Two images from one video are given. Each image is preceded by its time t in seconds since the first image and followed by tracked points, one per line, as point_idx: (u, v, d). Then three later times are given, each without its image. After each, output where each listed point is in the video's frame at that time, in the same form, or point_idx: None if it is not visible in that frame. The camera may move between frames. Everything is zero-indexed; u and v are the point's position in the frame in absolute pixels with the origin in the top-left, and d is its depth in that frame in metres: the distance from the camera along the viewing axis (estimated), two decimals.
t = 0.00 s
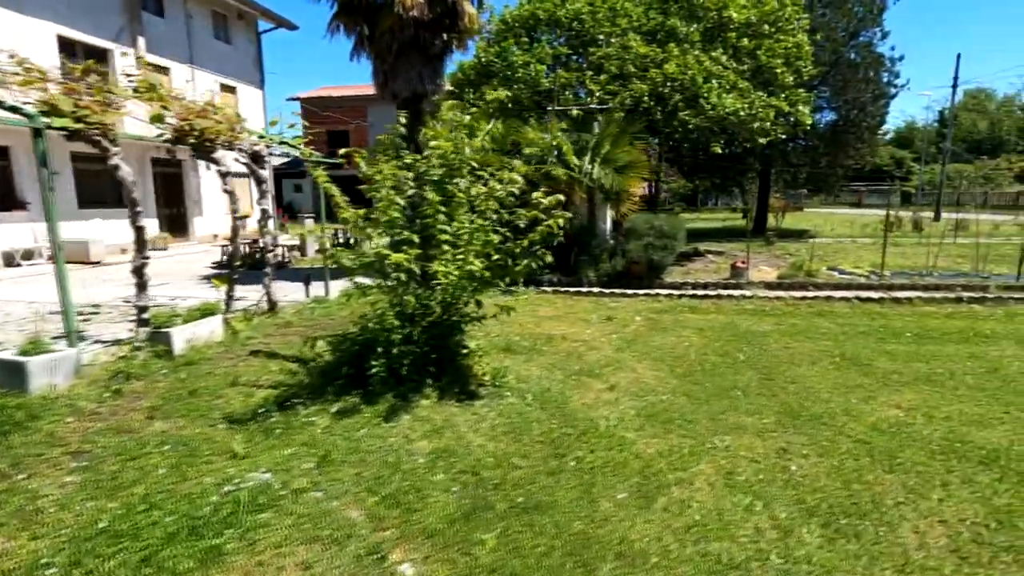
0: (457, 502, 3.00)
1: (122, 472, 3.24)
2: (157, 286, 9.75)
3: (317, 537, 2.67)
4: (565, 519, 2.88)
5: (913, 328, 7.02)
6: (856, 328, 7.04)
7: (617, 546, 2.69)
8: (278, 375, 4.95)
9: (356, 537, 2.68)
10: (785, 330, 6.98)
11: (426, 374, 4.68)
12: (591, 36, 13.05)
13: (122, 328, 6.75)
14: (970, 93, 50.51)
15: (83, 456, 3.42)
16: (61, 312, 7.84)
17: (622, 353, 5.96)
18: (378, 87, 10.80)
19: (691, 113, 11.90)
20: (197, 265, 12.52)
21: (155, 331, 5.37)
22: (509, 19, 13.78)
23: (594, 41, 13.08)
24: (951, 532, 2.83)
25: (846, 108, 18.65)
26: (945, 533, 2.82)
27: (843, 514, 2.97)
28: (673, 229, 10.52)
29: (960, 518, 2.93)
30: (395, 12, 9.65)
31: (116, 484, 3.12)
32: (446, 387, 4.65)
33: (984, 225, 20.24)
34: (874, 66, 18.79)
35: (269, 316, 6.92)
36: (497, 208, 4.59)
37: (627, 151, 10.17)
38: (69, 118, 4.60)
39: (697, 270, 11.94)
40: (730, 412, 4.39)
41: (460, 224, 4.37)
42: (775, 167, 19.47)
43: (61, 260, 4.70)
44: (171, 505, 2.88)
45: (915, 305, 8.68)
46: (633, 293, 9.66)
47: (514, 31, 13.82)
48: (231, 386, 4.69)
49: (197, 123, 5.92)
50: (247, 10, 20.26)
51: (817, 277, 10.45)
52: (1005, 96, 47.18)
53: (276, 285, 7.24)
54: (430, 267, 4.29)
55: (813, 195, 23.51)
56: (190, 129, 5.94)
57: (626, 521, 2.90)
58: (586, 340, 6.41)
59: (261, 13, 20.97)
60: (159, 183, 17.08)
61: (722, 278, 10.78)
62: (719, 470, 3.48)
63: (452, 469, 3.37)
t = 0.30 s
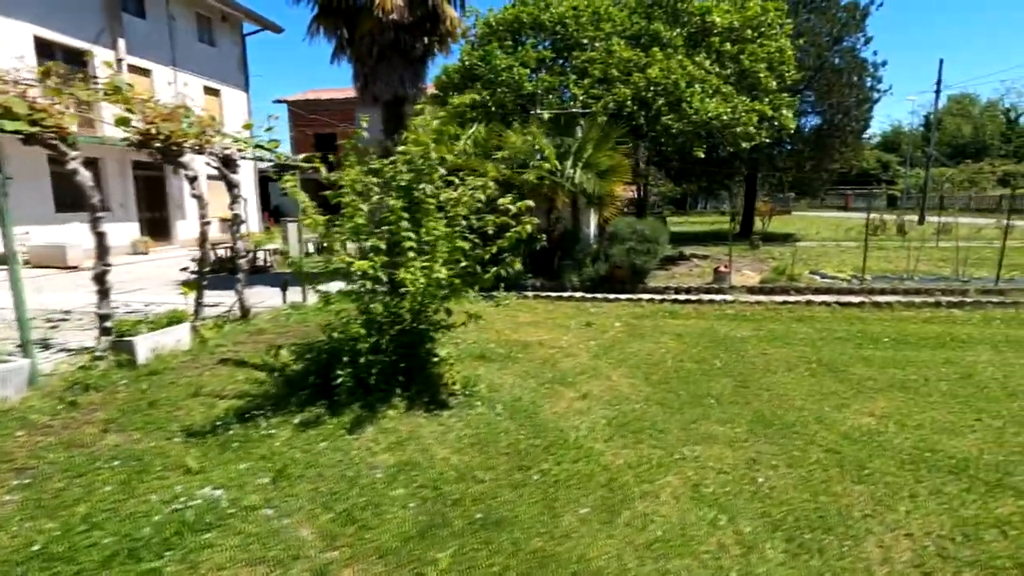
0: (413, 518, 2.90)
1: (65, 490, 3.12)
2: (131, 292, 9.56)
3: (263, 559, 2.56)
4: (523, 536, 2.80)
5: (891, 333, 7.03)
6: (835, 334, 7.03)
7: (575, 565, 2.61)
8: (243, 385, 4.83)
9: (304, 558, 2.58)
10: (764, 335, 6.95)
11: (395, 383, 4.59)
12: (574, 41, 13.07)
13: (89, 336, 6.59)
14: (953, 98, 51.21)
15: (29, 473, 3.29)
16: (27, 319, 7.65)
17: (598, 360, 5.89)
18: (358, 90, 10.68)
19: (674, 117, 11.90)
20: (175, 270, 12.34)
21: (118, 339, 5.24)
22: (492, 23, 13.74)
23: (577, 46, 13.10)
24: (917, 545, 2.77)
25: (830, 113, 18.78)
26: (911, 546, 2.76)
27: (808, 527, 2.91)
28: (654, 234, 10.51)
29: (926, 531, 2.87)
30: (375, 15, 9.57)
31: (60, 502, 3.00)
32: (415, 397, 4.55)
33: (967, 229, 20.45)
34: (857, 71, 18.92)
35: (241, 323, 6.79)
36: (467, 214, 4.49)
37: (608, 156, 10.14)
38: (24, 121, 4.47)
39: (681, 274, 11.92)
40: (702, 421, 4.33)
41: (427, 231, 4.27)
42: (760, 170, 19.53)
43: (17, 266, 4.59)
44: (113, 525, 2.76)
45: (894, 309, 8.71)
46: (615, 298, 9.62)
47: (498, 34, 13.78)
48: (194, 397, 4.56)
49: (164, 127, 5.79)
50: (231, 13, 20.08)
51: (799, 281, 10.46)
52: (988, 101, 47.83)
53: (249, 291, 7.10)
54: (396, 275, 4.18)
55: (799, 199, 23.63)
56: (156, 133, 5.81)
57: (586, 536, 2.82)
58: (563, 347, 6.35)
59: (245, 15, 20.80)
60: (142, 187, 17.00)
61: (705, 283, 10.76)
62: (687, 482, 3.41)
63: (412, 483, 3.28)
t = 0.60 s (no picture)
0: (360, 527, 2.86)
1: (5, 500, 3.04)
2: (105, 296, 9.42)
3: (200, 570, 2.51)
4: (470, 545, 2.76)
5: (862, 338, 7.07)
6: (808, 338, 7.06)
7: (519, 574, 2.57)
8: (205, 391, 4.75)
9: (242, 569, 2.53)
10: (737, 340, 6.97)
11: (358, 390, 4.53)
12: (556, 46, 13.12)
13: (54, 341, 6.47)
14: (936, 105, 52.05)
15: None
16: None
17: (569, 365, 5.86)
18: (338, 94, 10.63)
19: (654, 123, 11.96)
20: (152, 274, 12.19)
21: (78, 345, 5.16)
22: (475, 28, 13.77)
23: (560, 51, 13.15)
24: (865, 551, 2.76)
25: (812, 119, 19.00)
26: (859, 552, 2.75)
27: (759, 534, 2.89)
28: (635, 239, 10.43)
29: (876, 537, 2.86)
30: (353, 19, 9.56)
31: None
32: (378, 403, 4.50)
33: (948, 234, 20.67)
34: (838, 78, 19.15)
35: (210, 328, 6.69)
36: (431, 219, 4.45)
37: (588, 161, 10.15)
38: None
39: (662, 279, 11.93)
40: (666, 427, 4.31)
41: (390, 236, 4.24)
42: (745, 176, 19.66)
43: None
44: (49, 536, 2.69)
45: (870, 314, 8.77)
46: (594, 302, 9.61)
47: (481, 39, 13.81)
48: (152, 403, 4.47)
49: (129, 130, 5.73)
50: (215, 16, 19.99)
51: (778, 286, 10.51)
52: (970, 109, 48.61)
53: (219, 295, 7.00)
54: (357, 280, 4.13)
55: (784, 204, 23.83)
56: (120, 135, 5.75)
57: (534, 545, 2.78)
58: (536, 351, 6.32)
59: (230, 18, 20.71)
60: (121, 190, 16.77)
61: (685, 287, 10.76)
62: (643, 488, 3.39)
63: (364, 491, 3.23)
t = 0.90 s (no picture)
0: (309, 534, 2.87)
1: None
2: (81, 302, 9.34)
3: None
4: (417, 553, 2.77)
5: (833, 343, 7.15)
6: (779, 344, 7.13)
7: None
8: (169, 397, 4.73)
9: None
10: (710, 345, 7.02)
11: (323, 396, 4.53)
12: (539, 53, 13.21)
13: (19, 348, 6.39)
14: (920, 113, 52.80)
15: None
16: None
17: (540, 371, 5.88)
18: (319, 100, 10.64)
19: (636, 130, 12.06)
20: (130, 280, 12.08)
21: (42, 352, 5.14)
22: (459, 34, 13.83)
23: (543, 58, 13.23)
24: (807, 555, 2.80)
25: (795, 126, 19.20)
26: (801, 556, 2.79)
27: (705, 539, 2.93)
28: (615, 244, 10.46)
29: (819, 541, 2.91)
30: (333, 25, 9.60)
31: None
32: (342, 409, 4.51)
33: (929, 240, 20.91)
34: (820, 86, 19.38)
35: (182, 333, 6.65)
36: (396, 226, 4.48)
37: (567, 167, 10.20)
38: None
39: (643, 284, 12.00)
40: (628, 433, 4.35)
41: (353, 243, 4.26)
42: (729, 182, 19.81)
43: None
44: None
45: (844, 319, 8.86)
46: (572, 307, 9.67)
47: (465, 46, 13.87)
48: (115, 410, 4.45)
49: (98, 136, 5.69)
50: (202, 20, 19.96)
51: (756, 291, 10.60)
52: (955, 116, 49.28)
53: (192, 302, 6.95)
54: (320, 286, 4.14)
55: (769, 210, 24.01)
56: (88, 141, 5.71)
57: (480, 552, 2.80)
58: (508, 357, 6.34)
59: (217, 23, 20.68)
60: (103, 195, 16.62)
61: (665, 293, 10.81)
62: (598, 493, 3.42)
63: (318, 497, 3.23)
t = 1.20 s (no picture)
0: (276, 541, 2.88)
1: None
2: (62, 308, 9.27)
3: None
4: (382, 558, 2.79)
5: (810, 349, 7.23)
6: (758, 349, 7.20)
7: None
8: (145, 404, 4.72)
9: None
10: (690, 351, 7.08)
11: (299, 403, 4.54)
12: (526, 60, 13.30)
13: None
14: (905, 120, 53.57)
15: None
16: None
17: (520, 377, 5.91)
18: (304, 105, 10.66)
19: (621, 136, 12.16)
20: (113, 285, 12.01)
21: (16, 359, 5.11)
22: (447, 41, 13.89)
23: (529, 65, 13.32)
24: (768, 559, 2.85)
25: (780, 133, 19.43)
26: (762, 560, 2.84)
27: (669, 543, 2.97)
28: (599, 250, 10.54)
29: (781, 544, 2.96)
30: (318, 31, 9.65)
31: None
32: (318, 416, 4.51)
33: (913, 246, 21.16)
34: (805, 93, 19.61)
35: (161, 340, 6.61)
36: (373, 232, 4.51)
37: (551, 173, 10.25)
38: None
39: (628, 290, 12.07)
40: (603, 438, 4.39)
41: (330, 250, 4.28)
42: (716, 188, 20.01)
43: None
44: None
45: (824, 325, 8.96)
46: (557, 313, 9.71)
47: (452, 52, 13.93)
48: (89, 417, 4.43)
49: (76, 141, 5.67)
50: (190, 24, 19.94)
51: (739, 296, 10.69)
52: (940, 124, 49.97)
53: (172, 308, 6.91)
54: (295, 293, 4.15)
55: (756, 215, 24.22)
56: (66, 147, 5.69)
57: (446, 557, 2.83)
58: (489, 363, 6.36)
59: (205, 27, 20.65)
60: (87, 200, 16.47)
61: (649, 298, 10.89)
62: (568, 499, 3.45)
63: (288, 504, 3.25)
